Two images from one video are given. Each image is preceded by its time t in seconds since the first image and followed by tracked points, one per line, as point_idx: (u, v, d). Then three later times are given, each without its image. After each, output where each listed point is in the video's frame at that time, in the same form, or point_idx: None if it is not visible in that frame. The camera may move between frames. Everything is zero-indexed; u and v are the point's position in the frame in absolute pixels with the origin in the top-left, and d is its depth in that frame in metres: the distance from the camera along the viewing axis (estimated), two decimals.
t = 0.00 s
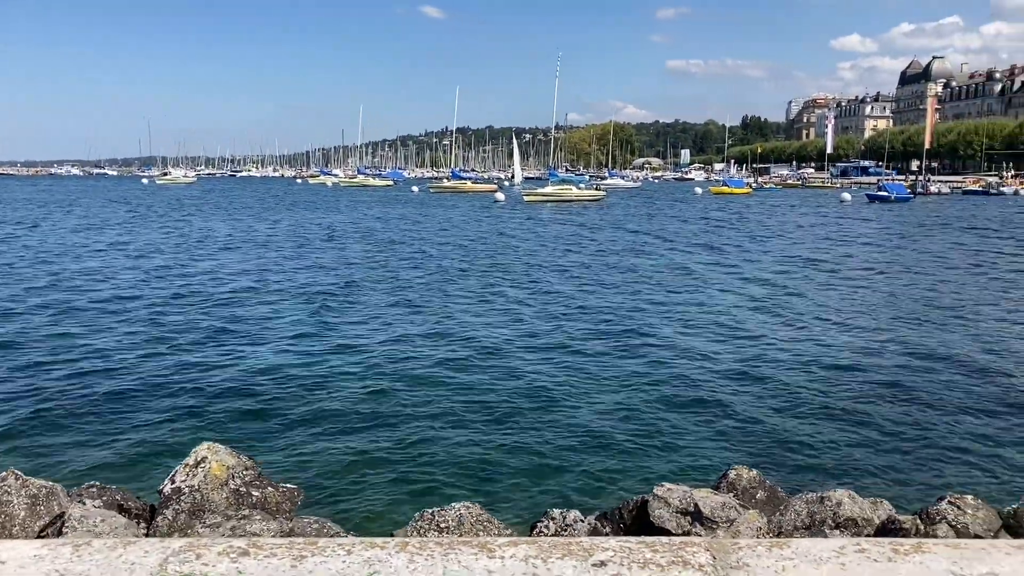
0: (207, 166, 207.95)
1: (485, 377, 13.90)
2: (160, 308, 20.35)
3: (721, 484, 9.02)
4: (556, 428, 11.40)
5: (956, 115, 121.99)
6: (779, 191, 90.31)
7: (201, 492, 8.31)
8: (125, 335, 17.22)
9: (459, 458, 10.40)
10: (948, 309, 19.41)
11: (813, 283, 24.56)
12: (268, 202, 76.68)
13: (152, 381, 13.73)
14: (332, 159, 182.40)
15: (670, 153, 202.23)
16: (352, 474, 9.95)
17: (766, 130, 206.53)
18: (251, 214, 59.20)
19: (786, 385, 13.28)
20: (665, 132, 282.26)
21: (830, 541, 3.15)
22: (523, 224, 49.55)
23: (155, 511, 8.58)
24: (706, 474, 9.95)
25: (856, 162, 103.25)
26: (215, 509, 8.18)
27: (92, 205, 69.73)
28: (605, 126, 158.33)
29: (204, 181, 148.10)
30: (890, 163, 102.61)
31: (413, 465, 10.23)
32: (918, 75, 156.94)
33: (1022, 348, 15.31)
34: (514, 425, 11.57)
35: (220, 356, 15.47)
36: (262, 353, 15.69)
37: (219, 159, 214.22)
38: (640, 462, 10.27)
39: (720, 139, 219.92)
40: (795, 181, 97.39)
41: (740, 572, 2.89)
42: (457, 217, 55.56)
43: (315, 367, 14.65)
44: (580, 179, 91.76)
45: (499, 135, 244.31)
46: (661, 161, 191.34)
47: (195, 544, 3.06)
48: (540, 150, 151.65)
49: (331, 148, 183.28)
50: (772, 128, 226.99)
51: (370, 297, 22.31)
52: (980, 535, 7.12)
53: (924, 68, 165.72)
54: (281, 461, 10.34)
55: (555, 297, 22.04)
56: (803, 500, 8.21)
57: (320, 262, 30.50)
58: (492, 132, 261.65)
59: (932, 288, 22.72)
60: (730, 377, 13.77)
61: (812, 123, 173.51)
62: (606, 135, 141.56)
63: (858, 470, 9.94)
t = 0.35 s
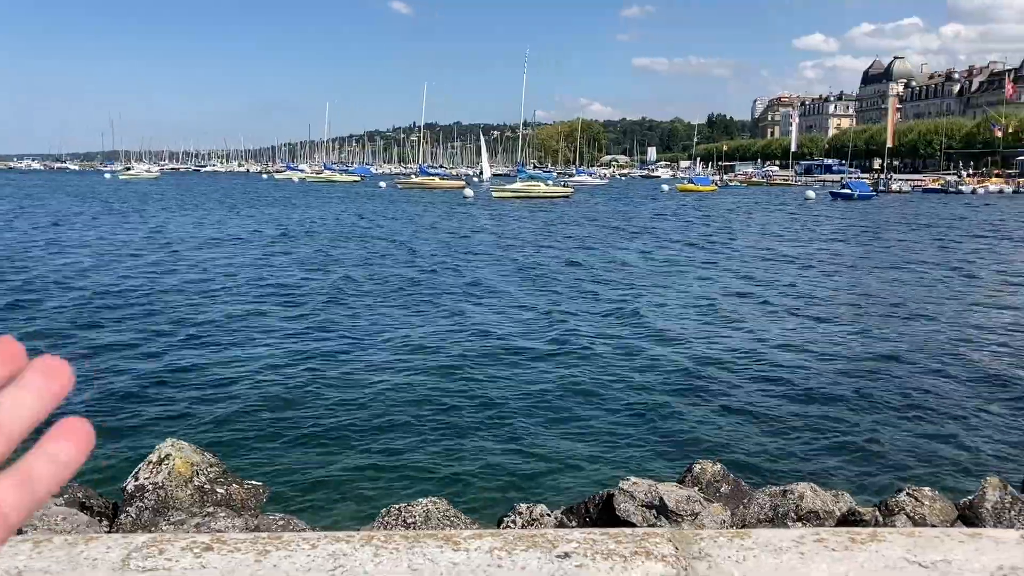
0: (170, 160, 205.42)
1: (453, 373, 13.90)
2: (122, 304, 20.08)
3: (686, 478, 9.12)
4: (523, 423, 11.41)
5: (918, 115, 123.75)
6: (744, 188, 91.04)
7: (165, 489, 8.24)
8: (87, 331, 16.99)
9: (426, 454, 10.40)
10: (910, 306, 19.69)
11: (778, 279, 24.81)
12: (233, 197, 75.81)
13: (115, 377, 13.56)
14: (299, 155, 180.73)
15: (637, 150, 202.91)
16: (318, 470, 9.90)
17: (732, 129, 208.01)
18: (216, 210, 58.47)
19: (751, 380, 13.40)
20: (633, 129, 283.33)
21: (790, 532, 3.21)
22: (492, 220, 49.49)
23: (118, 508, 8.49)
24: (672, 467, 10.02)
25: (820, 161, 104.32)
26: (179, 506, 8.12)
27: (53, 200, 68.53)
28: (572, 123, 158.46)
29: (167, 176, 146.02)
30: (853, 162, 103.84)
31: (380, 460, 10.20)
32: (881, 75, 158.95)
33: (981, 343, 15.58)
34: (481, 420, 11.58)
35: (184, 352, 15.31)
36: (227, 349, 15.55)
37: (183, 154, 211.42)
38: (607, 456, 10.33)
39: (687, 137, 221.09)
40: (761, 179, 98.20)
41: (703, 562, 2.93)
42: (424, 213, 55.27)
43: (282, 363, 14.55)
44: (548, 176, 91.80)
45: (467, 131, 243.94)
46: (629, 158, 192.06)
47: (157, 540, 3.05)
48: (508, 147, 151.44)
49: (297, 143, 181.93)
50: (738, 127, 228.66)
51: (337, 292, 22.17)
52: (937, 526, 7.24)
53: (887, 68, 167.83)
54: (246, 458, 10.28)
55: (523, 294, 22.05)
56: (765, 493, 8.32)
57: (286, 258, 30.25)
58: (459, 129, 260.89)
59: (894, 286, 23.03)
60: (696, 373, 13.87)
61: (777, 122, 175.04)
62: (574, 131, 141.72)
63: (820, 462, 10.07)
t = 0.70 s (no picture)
0: (127, 157, 201.98)
1: (413, 371, 13.86)
2: (76, 303, 19.73)
3: (645, 472, 9.18)
4: (483, 421, 11.42)
5: (874, 113, 125.64)
6: (705, 186, 91.78)
7: (118, 490, 8.12)
8: (41, 330, 16.68)
9: (386, 452, 10.35)
10: (867, 301, 20.00)
11: (737, 276, 25.07)
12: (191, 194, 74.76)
13: (69, 378, 13.32)
14: (258, 151, 178.70)
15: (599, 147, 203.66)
16: (277, 470, 9.81)
17: (692, 127, 209.56)
18: (173, 207, 57.61)
19: (710, 376, 13.54)
20: (594, 127, 284.27)
21: (740, 521, 3.25)
22: (455, 217, 49.40)
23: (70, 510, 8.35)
24: (632, 464, 10.09)
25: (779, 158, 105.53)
26: (132, 507, 8.00)
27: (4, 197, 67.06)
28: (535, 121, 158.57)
29: (123, 172, 143.51)
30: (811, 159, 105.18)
31: (339, 459, 10.13)
32: (838, 73, 161.17)
33: (933, 337, 15.86)
34: (441, 418, 11.55)
35: (139, 351, 15.08)
36: (184, 348, 15.33)
37: (140, 151, 208.03)
38: (567, 453, 10.37)
39: (648, 134, 222.27)
40: (721, 177, 99.06)
41: (651, 553, 2.95)
42: (386, 210, 54.96)
43: (240, 362, 14.40)
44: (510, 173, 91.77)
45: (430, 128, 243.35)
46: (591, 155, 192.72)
47: (101, 539, 3.00)
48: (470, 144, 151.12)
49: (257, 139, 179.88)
50: (698, 124, 230.39)
51: (298, 290, 21.99)
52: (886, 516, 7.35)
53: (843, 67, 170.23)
54: (203, 458, 10.15)
55: (485, 291, 22.03)
56: (722, 486, 8.41)
57: (246, 256, 29.95)
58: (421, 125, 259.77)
59: (851, 281, 23.38)
60: (655, 369, 13.98)
61: (736, 119, 176.68)
62: (536, 128, 141.84)
63: (778, 455, 10.19)
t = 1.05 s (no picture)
0: (79, 154, 198.13)
1: (369, 368, 13.75)
2: (25, 303, 19.27)
3: (601, 466, 9.18)
4: (442, 417, 11.35)
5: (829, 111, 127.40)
6: (664, 183, 92.37)
7: (64, 491, 7.90)
8: None
9: (340, 450, 10.21)
10: (822, 296, 20.23)
11: (697, 272, 25.23)
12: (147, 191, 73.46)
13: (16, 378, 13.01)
14: (215, 148, 176.37)
15: (560, 144, 204.00)
16: (230, 469, 9.65)
17: (652, 124, 210.86)
18: (128, 204, 56.65)
19: (667, 370, 13.61)
20: (555, 124, 284.73)
21: (685, 513, 3.24)
22: (415, 214, 49.20)
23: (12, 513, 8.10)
24: (588, 458, 10.09)
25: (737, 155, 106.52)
26: (78, 508, 7.79)
27: None
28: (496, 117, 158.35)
29: (76, 169, 140.71)
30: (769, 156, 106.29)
31: (293, 458, 9.99)
32: (795, 71, 163.15)
33: (886, 330, 16.10)
34: (398, 414, 11.47)
35: (90, 351, 14.78)
36: (136, 347, 15.05)
37: (93, 147, 204.15)
38: (524, 448, 10.33)
39: (608, 131, 223.16)
40: (680, 173, 99.72)
41: (596, 544, 2.92)
42: (346, 207, 54.53)
43: (193, 361, 14.16)
44: (471, 169, 91.52)
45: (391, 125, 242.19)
46: (553, 152, 192.95)
47: (27, 540, 2.90)
48: (431, 141, 150.58)
49: (215, 136, 177.81)
50: (658, 121, 231.86)
51: (254, 288, 21.72)
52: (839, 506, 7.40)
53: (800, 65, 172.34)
54: (154, 458, 9.95)
55: (445, 288, 21.94)
56: (677, 478, 8.42)
57: (203, 253, 29.54)
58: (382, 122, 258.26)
59: (807, 277, 23.65)
60: (614, 364, 14.01)
61: (695, 117, 178.04)
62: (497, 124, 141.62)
63: (734, 448, 10.25)
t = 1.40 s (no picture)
0: (31, 149, 193.87)
1: (334, 367, 13.62)
2: None
3: (566, 465, 9.19)
4: (408, 415, 11.28)
5: (787, 107, 128.95)
6: (625, 179, 92.73)
7: (23, 497, 7.72)
8: None
9: (306, 451, 10.10)
10: (783, 291, 20.44)
11: (659, 267, 25.37)
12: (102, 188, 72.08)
13: None
14: (172, 144, 173.54)
15: (522, 139, 203.83)
16: (194, 471, 9.50)
17: (613, 121, 211.64)
18: (83, 201, 55.52)
19: (634, 367, 13.66)
20: (517, 120, 284.67)
21: (660, 518, 3.25)
22: (377, 211, 48.85)
23: None
24: (556, 455, 10.09)
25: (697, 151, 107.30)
26: (39, 514, 7.60)
27: None
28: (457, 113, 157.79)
29: (28, 165, 137.61)
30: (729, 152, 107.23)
31: (257, 459, 9.87)
32: (753, 68, 164.67)
33: (845, 325, 16.32)
34: (364, 413, 11.38)
35: (46, 352, 14.46)
36: (94, 348, 14.76)
37: (45, 143, 199.81)
38: (491, 446, 10.30)
39: (570, 127, 223.47)
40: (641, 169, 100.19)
41: (571, 553, 2.93)
42: (306, 203, 53.97)
43: (154, 361, 13.92)
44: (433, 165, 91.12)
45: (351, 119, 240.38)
46: (514, 148, 192.76)
47: None
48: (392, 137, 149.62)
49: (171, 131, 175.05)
50: (619, 117, 232.79)
51: (215, 286, 21.42)
52: (802, 503, 7.50)
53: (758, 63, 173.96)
54: (114, 461, 9.76)
55: (408, 285, 21.82)
56: (643, 476, 8.45)
57: (161, 251, 29.07)
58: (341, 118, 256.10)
59: (768, 272, 23.88)
60: (580, 361, 14.03)
61: (656, 113, 178.98)
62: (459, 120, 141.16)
63: (699, 444, 10.31)
